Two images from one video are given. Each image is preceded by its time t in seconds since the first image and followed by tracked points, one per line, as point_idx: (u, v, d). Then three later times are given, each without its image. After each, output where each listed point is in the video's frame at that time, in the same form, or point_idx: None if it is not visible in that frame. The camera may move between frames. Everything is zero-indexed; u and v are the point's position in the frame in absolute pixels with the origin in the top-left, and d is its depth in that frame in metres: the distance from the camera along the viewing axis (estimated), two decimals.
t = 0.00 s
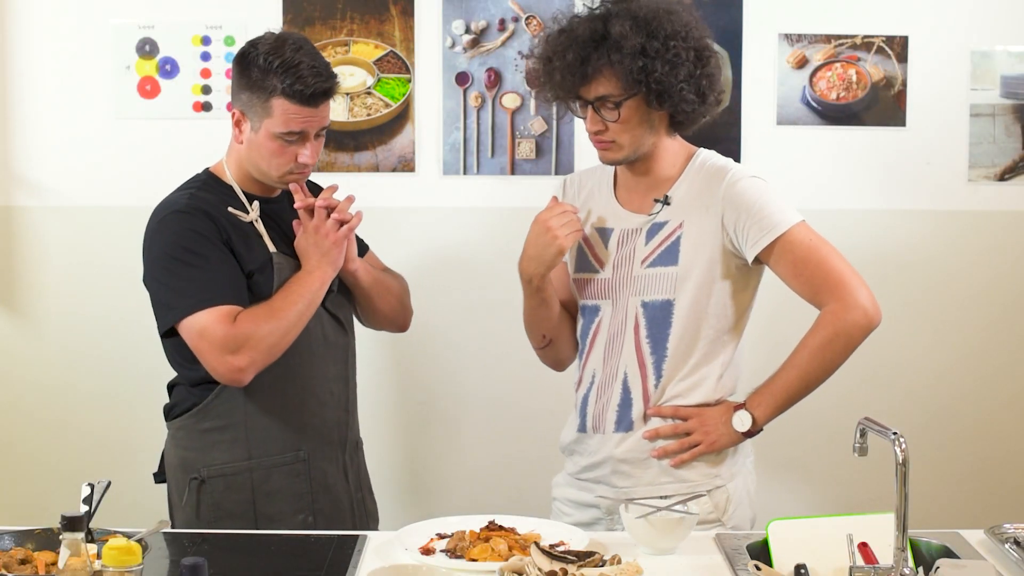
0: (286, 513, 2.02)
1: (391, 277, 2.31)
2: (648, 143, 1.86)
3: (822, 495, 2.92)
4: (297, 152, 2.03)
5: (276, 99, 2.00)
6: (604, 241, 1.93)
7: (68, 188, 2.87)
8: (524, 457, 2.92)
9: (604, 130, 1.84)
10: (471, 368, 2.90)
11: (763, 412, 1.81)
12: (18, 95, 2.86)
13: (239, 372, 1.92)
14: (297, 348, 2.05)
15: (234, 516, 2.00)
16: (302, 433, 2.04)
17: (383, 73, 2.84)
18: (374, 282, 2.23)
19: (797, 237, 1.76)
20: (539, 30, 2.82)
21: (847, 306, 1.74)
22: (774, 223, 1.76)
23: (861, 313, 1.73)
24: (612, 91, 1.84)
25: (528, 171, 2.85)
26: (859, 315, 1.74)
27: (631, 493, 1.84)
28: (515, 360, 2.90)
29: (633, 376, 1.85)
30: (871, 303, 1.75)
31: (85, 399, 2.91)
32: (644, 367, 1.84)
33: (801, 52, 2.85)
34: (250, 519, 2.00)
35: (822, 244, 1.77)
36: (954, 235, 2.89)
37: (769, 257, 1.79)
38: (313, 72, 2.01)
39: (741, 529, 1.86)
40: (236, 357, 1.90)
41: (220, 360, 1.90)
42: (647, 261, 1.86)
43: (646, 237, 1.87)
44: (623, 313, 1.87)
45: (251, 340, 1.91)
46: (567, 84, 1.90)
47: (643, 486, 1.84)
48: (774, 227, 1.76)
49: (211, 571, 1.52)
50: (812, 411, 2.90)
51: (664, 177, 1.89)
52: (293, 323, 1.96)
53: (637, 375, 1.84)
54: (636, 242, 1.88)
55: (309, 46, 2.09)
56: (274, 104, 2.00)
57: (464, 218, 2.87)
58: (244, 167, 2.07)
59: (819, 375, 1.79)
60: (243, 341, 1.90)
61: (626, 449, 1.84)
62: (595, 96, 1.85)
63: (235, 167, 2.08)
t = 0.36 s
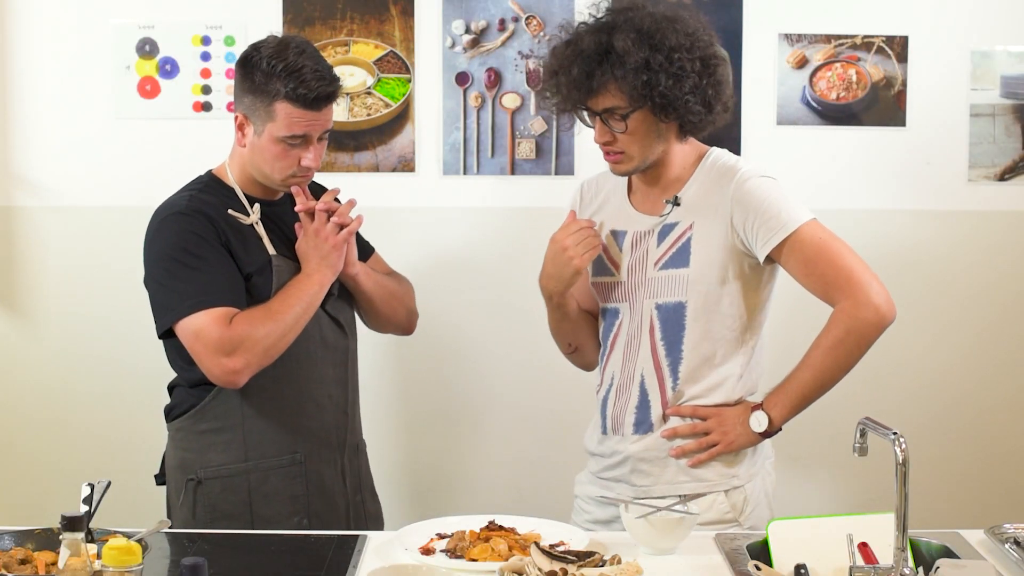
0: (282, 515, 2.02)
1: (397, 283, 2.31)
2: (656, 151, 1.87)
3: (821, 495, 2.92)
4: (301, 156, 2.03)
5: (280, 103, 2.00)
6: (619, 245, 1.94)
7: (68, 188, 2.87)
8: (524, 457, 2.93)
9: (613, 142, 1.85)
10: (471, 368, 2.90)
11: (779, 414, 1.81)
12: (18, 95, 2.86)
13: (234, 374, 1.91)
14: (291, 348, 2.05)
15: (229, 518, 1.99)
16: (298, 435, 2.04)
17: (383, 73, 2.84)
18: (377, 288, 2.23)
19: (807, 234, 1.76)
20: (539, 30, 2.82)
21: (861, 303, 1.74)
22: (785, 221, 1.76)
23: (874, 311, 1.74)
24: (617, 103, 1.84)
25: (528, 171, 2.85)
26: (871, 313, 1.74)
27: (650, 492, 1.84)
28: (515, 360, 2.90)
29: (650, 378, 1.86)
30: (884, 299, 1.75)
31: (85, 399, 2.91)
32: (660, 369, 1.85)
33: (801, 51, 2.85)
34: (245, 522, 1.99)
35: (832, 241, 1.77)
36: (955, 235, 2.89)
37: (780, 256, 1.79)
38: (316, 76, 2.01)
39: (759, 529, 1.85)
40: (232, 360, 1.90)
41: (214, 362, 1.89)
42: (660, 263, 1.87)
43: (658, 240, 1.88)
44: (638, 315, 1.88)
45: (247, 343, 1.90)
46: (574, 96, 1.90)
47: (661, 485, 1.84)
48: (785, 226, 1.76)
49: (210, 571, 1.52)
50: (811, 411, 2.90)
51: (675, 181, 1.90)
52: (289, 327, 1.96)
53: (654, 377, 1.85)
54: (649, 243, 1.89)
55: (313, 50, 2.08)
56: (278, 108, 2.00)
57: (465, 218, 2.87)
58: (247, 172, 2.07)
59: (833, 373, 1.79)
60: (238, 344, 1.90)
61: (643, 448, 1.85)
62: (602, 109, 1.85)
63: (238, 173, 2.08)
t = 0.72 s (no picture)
0: (273, 508, 2.03)
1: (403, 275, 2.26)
2: (659, 139, 1.88)
3: (821, 495, 2.92)
4: (289, 134, 2.03)
5: (269, 78, 2.02)
6: (620, 240, 1.94)
7: (68, 188, 2.87)
8: (523, 457, 2.93)
9: (621, 113, 1.87)
10: (471, 368, 2.90)
11: (773, 416, 1.80)
12: (19, 95, 2.86)
13: (209, 366, 1.94)
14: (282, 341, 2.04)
15: (220, 511, 2.01)
16: (287, 430, 2.03)
17: (383, 73, 2.84)
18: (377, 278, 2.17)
19: (812, 244, 1.76)
20: (539, 30, 2.83)
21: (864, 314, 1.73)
22: (789, 230, 1.76)
23: (875, 322, 1.73)
24: (639, 81, 1.85)
25: (528, 171, 2.85)
26: (872, 325, 1.73)
27: (640, 489, 1.85)
28: (515, 360, 2.90)
29: (644, 376, 1.86)
30: (885, 312, 1.74)
31: (85, 399, 2.91)
32: (655, 369, 1.85)
33: (801, 51, 2.85)
34: (235, 516, 2.01)
35: (837, 252, 1.76)
36: (955, 235, 2.89)
37: (782, 262, 1.79)
38: (307, 53, 2.02)
39: (750, 528, 1.86)
40: (202, 352, 1.91)
41: (188, 354, 1.92)
42: (659, 263, 1.86)
43: (659, 239, 1.87)
44: (633, 314, 1.88)
45: (216, 335, 1.91)
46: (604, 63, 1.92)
47: (654, 481, 1.85)
48: (789, 235, 1.75)
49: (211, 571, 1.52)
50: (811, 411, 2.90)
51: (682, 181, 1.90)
52: (263, 318, 1.93)
53: (648, 375, 1.85)
54: (650, 241, 1.88)
55: (314, 36, 2.09)
56: (265, 83, 2.02)
57: (465, 217, 2.87)
58: (245, 158, 2.07)
59: (828, 381, 1.79)
60: (207, 336, 1.91)
61: (635, 445, 1.85)
62: (623, 78, 1.87)
63: (239, 162, 2.08)
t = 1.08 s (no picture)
0: (276, 509, 2.03)
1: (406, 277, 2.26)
2: (679, 138, 1.88)
3: (821, 495, 2.92)
4: (300, 137, 2.03)
5: (280, 81, 2.02)
6: (627, 240, 1.94)
7: (68, 188, 2.87)
8: (523, 457, 2.93)
9: (650, 107, 1.88)
10: (471, 368, 2.90)
11: (769, 420, 1.80)
12: (19, 95, 2.86)
13: (219, 366, 1.93)
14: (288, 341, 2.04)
15: (224, 511, 2.01)
16: (291, 430, 2.03)
17: (383, 73, 2.84)
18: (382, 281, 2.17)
19: (818, 256, 1.75)
20: (539, 30, 2.83)
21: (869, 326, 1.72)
22: (796, 242, 1.75)
23: (877, 336, 1.72)
24: (673, 71, 1.87)
25: (529, 171, 2.85)
26: (874, 338, 1.73)
27: (636, 488, 1.85)
28: (515, 360, 2.90)
29: (643, 377, 1.86)
30: (889, 327, 1.73)
31: (85, 399, 2.91)
32: (655, 369, 1.85)
33: (801, 52, 2.85)
34: (239, 516, 2.01)
35: (843, 265, 1.75)
36: (955, 235, 2.89)
37: (787, 273, 1.79)
38: (318, 56, 2.02)
39: (747, 527, 1.86)
40: (214, 352, 1.91)
41: (199, 354, 1.92)
42: (664, 265, 1.86)
43: (666, 241, 1.87)
44: (635, 313, 1.88)
45: (228, 336, 1.91)
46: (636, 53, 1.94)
47: (649, 480, 1.85)
48: (795, 247, 1.75)
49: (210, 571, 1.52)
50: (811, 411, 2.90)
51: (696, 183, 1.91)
52: (275, 320, 1.94)
53: (647, 377, 1.86)
54: (657, 241, 1.88)
55: (324, 38, 2.10)
56: (277, 86, 2.02)
57: (465, 217, 2.87)
58: (254, 159, 2.07)
59: (830, 393, 1.78)
60: (220, 335, 1.90)
61: (633, 445, 1.86)
62: (657, 73, 1.88)
63: (249, 163, 2.08)
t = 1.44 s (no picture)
0: (283, 508, 2.02)
1: (403, 279, 2.28)
2: (683, 133, 1.90)
3: (821, 495, 2.92)
4: (310, 138, 2.04)
5: (292, 82, 2.03)
6: (631, 240, 1.93)
7: (68, 188, 2.87)
8: (524, 456, 2.93)
9: (654, 100, 1.90)
10: (471, 368, 2.90)
11: (783, 417, 1.82)
12: (19, 95, 2.86)
13: (235, 364, 1.91)
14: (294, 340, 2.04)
15: (230, 511, 1.99)
16: (300, 429, 2.03)
17: (383, 73, 2.84)
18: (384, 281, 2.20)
19: (828, 250, 1.77)
20: (539, 30, 2.83)
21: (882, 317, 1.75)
22: (807, 236, 1.77)
23: (888, 327, 1.74)
24: (677, 65, 1.91)
25: (529, 171, 2.85)
26: (886, 330, 1.75)
27: (649, 489, 1.84)
28: (515, 361, 2.91)
29: (653, 375, 1.86)
30: (899, 318, 1.75)
31: (84, 399, 2.91)
32: (664, 368, 1.85)
33: (801, 52, 2.85)
34: (246, 516, 2.00)
35: (852, 258, 1.78)
36: (955, 235, 2.89)
37: (799, 268, 1.81)
38: (329, 58, 2.04)
39: (757, 527, 1.86)
40: (232, 349, 1.89)
41: (215, 351, 1.90)
42: (672, 262, 1.86)
43: (672, 238, 1.87)
44: (644, 312, 1.88)
45: (247, 333, 1.90)
46: (639, 50, 1.97)
47: (660, 481, 1.84)
48: (806, 241, 1.77)
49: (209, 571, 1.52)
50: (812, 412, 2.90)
51: (700, 181, 1.91)
52: (291, 318, 1.94)
53: (657, 374, 1.85)
54: (664, 241, 1.88)
55: (332, 40, 2.11)
56: (289, 87, 2.03)
57: (466, 217, 2.87)
58: (259, 158, 2.07)
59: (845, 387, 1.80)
60: (238, 333, 1.89)
61: (645, 445, 1.84)
62: (662, 66, 1.92)
63: (253, 161, 2.08)
